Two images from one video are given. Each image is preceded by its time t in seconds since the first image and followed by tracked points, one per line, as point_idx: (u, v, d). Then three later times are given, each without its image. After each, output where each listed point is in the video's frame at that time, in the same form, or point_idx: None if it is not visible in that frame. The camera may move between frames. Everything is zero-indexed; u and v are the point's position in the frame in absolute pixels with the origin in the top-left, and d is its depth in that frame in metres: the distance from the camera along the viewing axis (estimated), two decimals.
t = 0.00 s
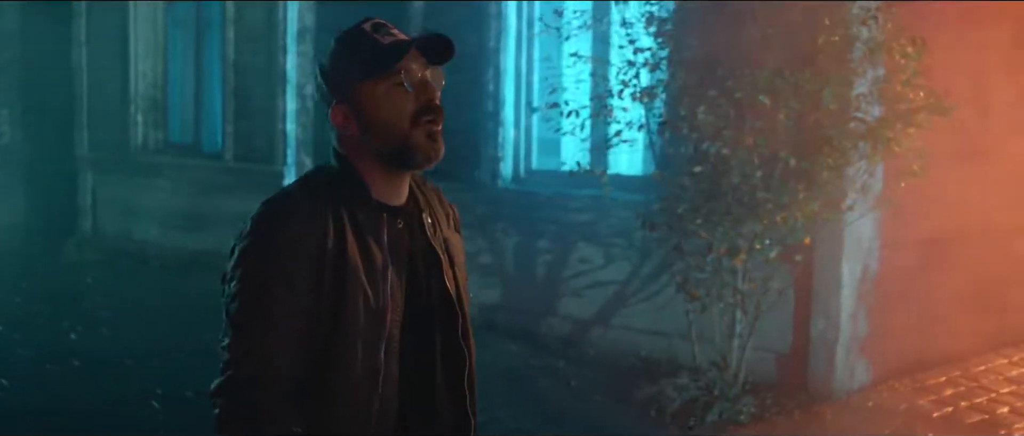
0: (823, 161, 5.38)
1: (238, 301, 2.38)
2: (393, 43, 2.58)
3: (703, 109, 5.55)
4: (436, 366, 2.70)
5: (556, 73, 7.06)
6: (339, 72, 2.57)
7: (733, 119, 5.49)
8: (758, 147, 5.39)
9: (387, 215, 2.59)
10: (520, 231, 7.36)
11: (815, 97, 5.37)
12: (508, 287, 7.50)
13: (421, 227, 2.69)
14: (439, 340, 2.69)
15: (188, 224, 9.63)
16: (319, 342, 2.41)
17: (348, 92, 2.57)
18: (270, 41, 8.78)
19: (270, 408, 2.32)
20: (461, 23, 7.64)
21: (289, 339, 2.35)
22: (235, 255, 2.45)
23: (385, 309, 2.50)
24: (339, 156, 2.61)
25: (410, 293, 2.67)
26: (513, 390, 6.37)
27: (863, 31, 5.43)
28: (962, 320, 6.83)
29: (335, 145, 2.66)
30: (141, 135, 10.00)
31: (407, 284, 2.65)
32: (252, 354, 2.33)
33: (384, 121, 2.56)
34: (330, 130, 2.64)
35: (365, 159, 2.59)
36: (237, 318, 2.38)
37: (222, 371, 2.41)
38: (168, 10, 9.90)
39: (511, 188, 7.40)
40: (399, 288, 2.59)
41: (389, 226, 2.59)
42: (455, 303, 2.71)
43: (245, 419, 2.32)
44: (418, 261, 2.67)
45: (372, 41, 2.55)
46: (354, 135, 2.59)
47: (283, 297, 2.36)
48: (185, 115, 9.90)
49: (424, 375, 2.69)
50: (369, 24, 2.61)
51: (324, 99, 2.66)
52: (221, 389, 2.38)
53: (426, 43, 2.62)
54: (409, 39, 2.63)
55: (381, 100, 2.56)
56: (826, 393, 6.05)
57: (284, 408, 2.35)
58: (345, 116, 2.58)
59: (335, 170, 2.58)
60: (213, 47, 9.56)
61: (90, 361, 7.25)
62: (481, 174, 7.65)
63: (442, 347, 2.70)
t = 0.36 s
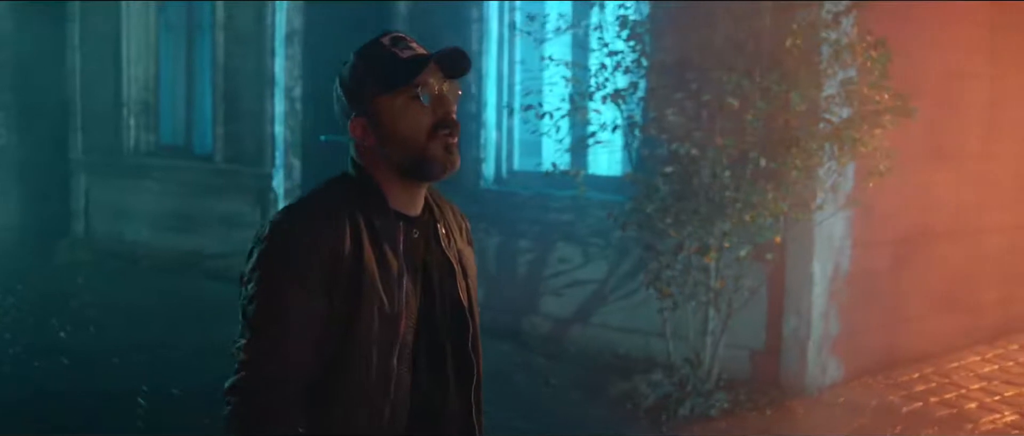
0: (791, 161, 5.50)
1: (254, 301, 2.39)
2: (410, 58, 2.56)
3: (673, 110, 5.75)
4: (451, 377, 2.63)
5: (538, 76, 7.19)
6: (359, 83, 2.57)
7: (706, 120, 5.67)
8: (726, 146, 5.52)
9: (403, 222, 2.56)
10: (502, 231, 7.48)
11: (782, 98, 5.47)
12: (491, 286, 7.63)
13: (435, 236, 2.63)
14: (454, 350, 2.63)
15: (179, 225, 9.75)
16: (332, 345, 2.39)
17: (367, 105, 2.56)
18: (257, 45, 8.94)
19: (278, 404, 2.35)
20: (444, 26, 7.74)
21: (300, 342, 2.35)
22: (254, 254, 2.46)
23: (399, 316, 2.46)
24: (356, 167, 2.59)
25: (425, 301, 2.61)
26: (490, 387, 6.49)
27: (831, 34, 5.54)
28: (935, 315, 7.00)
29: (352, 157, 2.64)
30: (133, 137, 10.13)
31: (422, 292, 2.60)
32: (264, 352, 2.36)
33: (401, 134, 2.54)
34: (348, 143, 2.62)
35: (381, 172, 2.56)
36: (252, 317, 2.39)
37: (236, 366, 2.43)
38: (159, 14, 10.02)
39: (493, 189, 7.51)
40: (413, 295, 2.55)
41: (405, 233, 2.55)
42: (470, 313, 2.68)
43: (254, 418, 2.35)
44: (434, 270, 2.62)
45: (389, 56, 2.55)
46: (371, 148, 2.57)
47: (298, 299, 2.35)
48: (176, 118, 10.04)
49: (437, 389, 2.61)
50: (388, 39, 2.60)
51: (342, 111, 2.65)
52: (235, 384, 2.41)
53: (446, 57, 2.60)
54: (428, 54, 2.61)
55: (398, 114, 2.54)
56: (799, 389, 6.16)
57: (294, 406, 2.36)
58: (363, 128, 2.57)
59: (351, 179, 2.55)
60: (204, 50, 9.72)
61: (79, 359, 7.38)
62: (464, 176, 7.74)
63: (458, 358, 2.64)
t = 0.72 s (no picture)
0: (755, 162, 5.65)
1: (262, 285, 2.34)
2: (419, 54, 2.53)
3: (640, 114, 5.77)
4: (462, 369, 2.57)
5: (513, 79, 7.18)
6: (369, 80, 2.53)
7: (668, 123, 5.76)
8: (690, 148, 5.65)
9: (414, 214, 2.50)
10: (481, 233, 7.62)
11: (745, 102, 5.62)
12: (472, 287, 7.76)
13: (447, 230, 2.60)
14: (464, 348, 2.57)
15: (168, 229, 9.89)
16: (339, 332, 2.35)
17: (376, 101, 2.53)
18: (244, 52, 9.11)
19: (281, 388, 2.29)
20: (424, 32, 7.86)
21: (307, 327, 2.30)
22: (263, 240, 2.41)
23: (408, 312, 2.42)
24: (369, 163, 2.53)
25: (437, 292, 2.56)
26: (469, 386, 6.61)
27: (793, 38, 5.71)
28: (908, 315, 7.15)
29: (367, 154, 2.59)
30: (123, 143, 10.30)
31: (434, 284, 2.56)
32: (269, 336, 2.29)
33: (411, 130, 2.49)
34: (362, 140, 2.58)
35: (394, 167, 2.50)
36: (259, 301, 2.34)
37: (241, 350, 2.37)
38: (148, 22, 10.20)
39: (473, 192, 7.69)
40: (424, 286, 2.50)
41: (417, 226, 2.50)
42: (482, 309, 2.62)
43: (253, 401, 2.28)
44: (445, 261, 2.57)
45: (398, 52, 2.52)
46: (383, 144, 2.52)
47: (306, 285, 2.30)
48: (166, 122, 10.29)
49: (449, 380, 2.56)
50: (398, 35, 2.58)
51: (355, 109, 2.61)
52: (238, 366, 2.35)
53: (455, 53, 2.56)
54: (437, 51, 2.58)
55: (408, 109, 2.50)
56: (769, 386, 6.31)
57: (297, 391, 2.31)
58: (376, 124, 2.53)
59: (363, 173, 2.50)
60: (193, 56, 9.96)
61: (65, 360, 7.50)
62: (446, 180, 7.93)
63: (471, 352, 2.57)
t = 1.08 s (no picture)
0: (721, 161, 5.78)
1: (258, 279, 2.44)
2: (410, 54, 2.60)
3: (611, 115, 5.92)
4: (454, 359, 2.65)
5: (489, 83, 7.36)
6: (363, 80, 2.60)
7: (638, 125, 5.91)
8: (657, 150, 5.78)
9: (407, 209, 2.59)
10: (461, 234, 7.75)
11: (711, 104, 5.75)
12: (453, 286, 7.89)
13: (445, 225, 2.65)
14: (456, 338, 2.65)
15: (157, 231, 10.02)
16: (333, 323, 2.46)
17: (370, 100, 2.60)
18: (229, 55, 9.23)
19: (276, 377, 2.39)
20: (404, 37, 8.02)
21: (300, 319, 2.40)
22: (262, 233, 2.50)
23: (400, 303, 2.51)
24: (364, 160, 2.62)
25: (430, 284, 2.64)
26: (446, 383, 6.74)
27: (758, 40, 5.86)
28: (880, 311, 7.29)
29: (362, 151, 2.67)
30: (112, 147, 10.43)
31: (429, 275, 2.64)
32: (264, 327, 2.40)
33: (405, 129, 2.57)
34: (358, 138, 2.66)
35: (390, 166, 2.60)
36: (256, 294, 2.44)
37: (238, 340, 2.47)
38: (136, 27, 10.36)
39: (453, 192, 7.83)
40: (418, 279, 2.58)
41: (410, 220, 2.59)
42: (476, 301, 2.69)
43: (250, 389, 2.38)
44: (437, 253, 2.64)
45: (389, 52, 2.59)
46: (378, 143, 2.61)
47: (299, 278, 2.40)
48: (155, 126, 10.40)
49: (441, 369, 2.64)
50: (389, 34, 2.64)
51: (350, 106, 2.68)
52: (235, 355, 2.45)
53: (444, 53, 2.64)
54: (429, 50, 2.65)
55: (401, 108, 2.58)
56: (740, 381, 6.44)
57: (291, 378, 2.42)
58: (370, 123, 2.61)
59: (359, 170, 2.60)
60: (180, 60, 10.09)
61: (53, 360, 7.64)
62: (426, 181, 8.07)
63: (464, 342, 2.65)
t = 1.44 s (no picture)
0: (692, 160, 5.89)
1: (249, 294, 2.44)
2: (396, 62, 2.54)
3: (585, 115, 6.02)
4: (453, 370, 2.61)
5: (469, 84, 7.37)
6: (349, 90, 2.56)
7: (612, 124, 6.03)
8: (629, 149, 5.89)
9: (397, 219, 2.54)
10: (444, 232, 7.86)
11: (682, 104, 5.86)
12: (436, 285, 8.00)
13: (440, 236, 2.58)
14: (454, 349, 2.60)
15: (148, 232, 10.15)
16: (324, 337, 2.44)
17: (357, 110, 2.55)
18: (218, 57, 9.34)
19: (269, 391, 2.40)
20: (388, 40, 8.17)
21: (291, 334, 2.40)
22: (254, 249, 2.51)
23: (391, 315, 2.48)
24: (355, 171, 2.59)
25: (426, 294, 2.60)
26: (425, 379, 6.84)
27: (727, 41, 6.00)
28: (855, 308, 7.40)
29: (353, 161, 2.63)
30: (104, 149, 10.55)
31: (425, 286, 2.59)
32: (257, 341, 2.40)
33: (393, 139, 2.53)
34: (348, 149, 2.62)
35: (378, 176, 2.56)
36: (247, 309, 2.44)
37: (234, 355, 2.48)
38: (127, 31, 10.49)
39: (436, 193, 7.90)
40: (410, 290, 2.54)
41: (400, 232, 2.54)
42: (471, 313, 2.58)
43: (243, 403, 2.40)
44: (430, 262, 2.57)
45: (377, 60, 2.54)
46: (367, 154, 2.57)
47: (288, 292, 2.40)
48: (145, 128, 10.49)
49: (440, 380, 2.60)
50: (378, 42, 2.59)
51: (338, 115, 2.64)
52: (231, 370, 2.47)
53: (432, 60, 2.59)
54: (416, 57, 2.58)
55: (388, 118, 2.53)
56: (714, 376, 6.53)
57: (284, 392, 2.43)
58: (358, 133, 2.57)
59: (350, 182, 2.56)
60: (169, 63, 10.22)
61: (42, 357, 7.69)
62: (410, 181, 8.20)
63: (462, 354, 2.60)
